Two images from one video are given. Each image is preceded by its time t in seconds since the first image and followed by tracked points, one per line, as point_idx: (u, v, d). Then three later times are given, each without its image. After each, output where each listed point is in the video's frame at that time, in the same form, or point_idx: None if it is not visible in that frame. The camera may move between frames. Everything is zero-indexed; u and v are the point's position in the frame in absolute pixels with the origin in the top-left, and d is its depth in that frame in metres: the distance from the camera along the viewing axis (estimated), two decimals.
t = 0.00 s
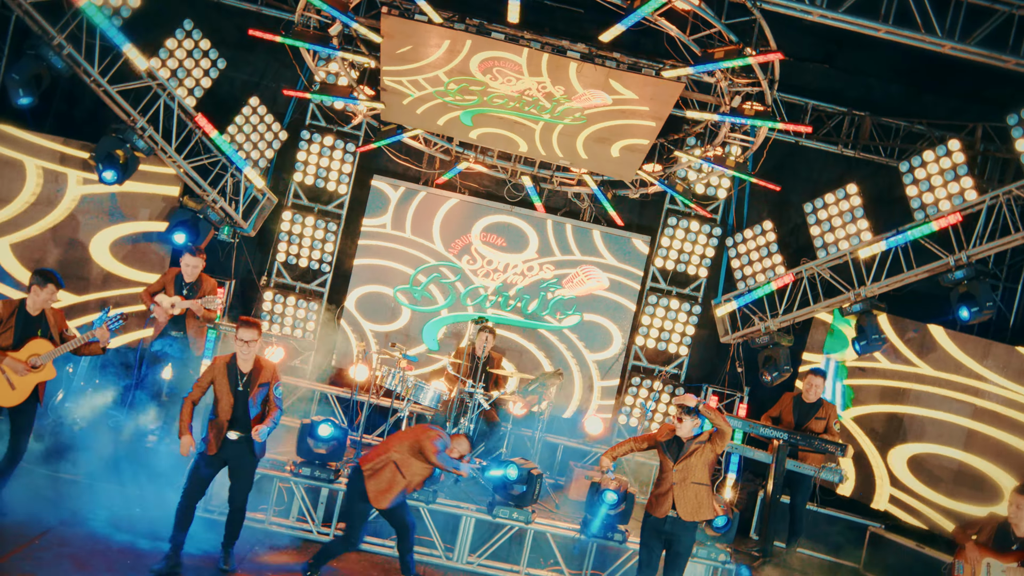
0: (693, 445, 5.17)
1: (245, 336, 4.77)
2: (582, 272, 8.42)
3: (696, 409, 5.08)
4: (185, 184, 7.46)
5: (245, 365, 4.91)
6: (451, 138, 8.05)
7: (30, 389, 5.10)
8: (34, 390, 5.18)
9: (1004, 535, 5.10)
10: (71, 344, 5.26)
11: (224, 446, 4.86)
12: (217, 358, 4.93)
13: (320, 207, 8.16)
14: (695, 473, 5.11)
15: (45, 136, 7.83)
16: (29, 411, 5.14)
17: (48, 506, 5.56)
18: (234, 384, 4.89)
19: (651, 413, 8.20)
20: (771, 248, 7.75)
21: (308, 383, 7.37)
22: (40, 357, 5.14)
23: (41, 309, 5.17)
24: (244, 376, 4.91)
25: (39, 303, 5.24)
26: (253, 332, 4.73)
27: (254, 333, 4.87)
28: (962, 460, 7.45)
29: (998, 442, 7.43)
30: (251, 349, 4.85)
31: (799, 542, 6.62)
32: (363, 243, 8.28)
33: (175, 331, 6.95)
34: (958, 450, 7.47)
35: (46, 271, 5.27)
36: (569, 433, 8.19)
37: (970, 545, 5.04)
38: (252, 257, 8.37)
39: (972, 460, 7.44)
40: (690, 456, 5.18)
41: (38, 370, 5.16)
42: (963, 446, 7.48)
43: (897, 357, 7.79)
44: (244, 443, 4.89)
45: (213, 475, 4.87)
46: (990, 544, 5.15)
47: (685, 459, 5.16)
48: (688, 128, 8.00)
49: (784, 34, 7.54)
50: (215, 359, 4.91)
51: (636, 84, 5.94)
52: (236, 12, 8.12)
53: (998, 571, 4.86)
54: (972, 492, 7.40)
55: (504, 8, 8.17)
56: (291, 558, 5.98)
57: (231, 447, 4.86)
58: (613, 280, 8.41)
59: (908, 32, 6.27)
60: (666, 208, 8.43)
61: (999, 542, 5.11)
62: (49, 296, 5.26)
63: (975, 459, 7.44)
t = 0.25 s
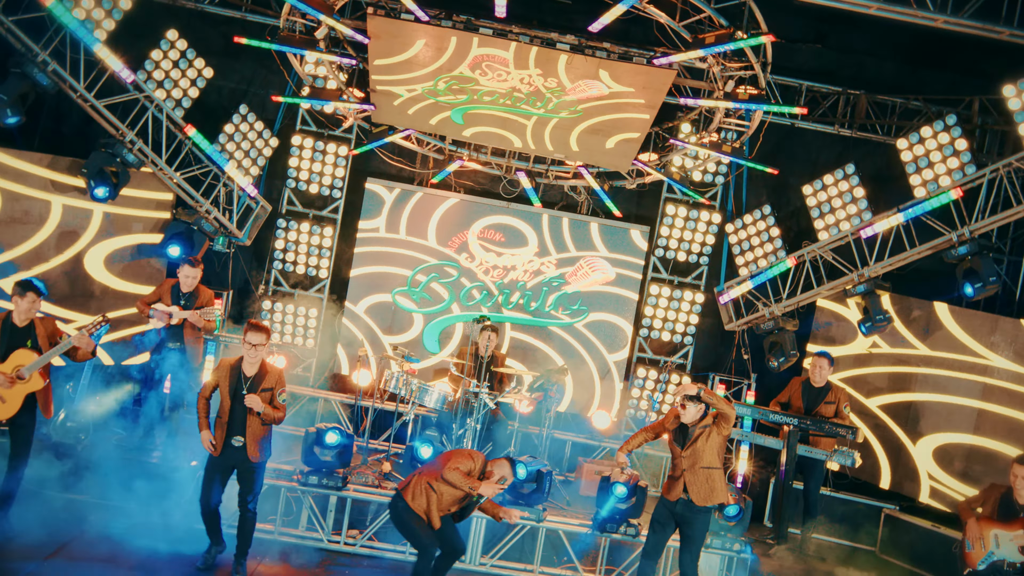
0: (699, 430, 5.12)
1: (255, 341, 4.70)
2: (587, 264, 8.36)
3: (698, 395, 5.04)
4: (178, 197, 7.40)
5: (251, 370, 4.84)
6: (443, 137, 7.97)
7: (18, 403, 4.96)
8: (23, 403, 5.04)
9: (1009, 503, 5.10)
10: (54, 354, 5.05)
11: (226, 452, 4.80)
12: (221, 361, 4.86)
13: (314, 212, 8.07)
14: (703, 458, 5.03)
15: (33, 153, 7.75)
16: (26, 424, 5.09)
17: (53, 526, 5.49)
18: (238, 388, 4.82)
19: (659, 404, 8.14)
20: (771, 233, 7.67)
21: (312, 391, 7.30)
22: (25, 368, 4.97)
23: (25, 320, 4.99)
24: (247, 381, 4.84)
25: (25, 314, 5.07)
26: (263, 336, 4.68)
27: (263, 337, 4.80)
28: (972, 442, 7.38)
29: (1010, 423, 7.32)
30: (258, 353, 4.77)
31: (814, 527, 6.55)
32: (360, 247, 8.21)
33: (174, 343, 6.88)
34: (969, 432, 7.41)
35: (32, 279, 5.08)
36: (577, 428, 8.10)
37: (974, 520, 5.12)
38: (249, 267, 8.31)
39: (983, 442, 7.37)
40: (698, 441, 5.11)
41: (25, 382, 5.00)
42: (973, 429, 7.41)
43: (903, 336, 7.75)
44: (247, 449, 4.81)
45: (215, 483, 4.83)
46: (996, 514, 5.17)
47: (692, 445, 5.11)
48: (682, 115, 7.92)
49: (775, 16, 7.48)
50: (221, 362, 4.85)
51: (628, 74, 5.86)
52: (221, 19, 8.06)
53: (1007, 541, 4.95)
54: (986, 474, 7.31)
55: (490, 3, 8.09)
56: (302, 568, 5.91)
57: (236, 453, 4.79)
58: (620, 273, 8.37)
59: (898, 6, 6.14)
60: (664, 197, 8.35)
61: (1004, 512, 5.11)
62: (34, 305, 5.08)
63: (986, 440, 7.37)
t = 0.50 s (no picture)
0: (687, 445, 5.06)
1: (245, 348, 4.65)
2: (592, 257, 8.30)
3: (680, 413, 5.00)
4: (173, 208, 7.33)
5: (244, 379, 4.77)
6: (436, 136, 7.90)
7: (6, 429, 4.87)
8: (10, 429, 4.94)
9: (1006, 478, 5.29)
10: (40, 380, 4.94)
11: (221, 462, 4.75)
12: (216, 373, 4.79)
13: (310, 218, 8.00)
14: (693, 472, 4.99)
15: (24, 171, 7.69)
16: (20, 443, 5.00)
17: (60, 546, 5.43)
18: (233, 399, 4.75)
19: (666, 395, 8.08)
20: (772, 217, 7.61)
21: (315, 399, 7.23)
22: (12, 395, 4.87)
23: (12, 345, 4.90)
24: (243, 391, 4.77)
25: (11, 341, 4.96)
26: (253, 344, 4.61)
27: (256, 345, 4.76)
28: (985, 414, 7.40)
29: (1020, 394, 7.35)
30: (251, 361, 4.71)
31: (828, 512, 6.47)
32: (357, 250, 8.15)
33: (171, 356, 6.76)
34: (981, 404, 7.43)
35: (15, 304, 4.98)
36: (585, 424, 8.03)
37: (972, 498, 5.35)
38: (247, 276, 8.24)
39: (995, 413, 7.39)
40: (687, 454, 5.05)
41: (12, 409, 4.91)
42: (984, 402, 7.42)
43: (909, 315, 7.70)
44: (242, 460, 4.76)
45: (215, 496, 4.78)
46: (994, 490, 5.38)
47: (682, 458, 5.07)
48: (676, 102, 7.85)
49: None
50: (214, 373, 4.78)
51: (619, 63, 5.79)
52: (207, 28, 8.00)
53: (1006, 517, 5.22)
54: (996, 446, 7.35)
55: None
56: None
57: (229, 463, 4.74)
58: (626, 265, 8.31)
59: None
60: (661, 186, 8.28)
61: (1003, 488, 5.29)
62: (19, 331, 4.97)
63: (998, 412, 7.38)
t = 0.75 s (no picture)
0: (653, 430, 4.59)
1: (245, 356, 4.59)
2: (595, 248, 8.24)
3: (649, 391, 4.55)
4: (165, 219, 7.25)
5: (243, 389, 4.71)
6: (430, 135, 7.83)
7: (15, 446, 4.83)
8: (21, 446, 4.90)
9: (1019, 450, 5.30)
10: (49, 394, 4.92)
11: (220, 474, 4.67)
12: (214, 384, 4.73)
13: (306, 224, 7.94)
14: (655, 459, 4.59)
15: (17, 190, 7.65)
16: (25, 465, 4.92)
17: (69, 566, 5.37)
18: (232, 409, 4.68)
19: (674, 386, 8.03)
20: (772, 201, 7.59)
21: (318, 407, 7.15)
22: (21, 411, 4.84)
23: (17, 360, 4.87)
24: (243, 401, 4.71)
25: (16, 354, 4.94)
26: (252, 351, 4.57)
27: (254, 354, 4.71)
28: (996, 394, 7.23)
29: None
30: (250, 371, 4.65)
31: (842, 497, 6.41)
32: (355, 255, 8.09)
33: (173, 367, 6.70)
34: (992, 385, 7.27)
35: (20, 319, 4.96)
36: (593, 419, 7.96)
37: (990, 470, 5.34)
38: (246, 286, 8.18)
39: (1005, 394, 7.22)
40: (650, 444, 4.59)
41: (22, 424, 4.87)
42: (995, 380, 7.27)
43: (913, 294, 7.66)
44: (244, 471, 4.68)
45: (221, 510, 4.72)
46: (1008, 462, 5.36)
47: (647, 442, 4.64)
48: (670, 90, 7.79)
49: None
50: (213, 384, 4.71)
51: (610, 53, 5.72)
52: (193, 37, 7.94)
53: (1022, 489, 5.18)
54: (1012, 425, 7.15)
55: None
56: None
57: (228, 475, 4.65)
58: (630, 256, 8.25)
59: None
60: (659, 175, 8.21)
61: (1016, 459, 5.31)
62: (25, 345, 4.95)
63: (1009, 392, 7.21)
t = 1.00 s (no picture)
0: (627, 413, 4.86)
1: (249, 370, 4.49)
2: (595, 242, 8.21)
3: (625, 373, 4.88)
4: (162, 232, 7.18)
5: (247, 404, 4.64)
6: (424, 135, 7.76)
7: (31, 472, 4.77)
8: (37, 472, 4.85)
9: None
10: (62, 417, 4.87)
11: (226, 491, 4.58)
12: (216, 400, 4.66)
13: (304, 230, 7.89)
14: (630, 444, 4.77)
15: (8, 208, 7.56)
16: (39, 492, 4.83)
17: None
18: (236, 424, 4.61)
19: (680, 377, 7.98)
20: (772, 186, 7.53)
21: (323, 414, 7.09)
22: (34, 436, 4.79)
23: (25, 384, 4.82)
24: (245, 416, 4.63)
25: (24, 379, 4.89)
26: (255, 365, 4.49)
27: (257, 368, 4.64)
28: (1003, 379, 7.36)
29: None
30: (253, 385, 4.61)
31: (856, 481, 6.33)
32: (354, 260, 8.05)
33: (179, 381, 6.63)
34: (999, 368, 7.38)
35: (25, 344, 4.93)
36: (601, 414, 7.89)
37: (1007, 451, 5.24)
38: (244, 295, 8.11)
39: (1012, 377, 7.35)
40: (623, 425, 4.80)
41: (36, 450, 4.82)
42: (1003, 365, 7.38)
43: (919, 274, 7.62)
44: (245, 489, 4.58)
45: (224, 527, 4.61)
46: None
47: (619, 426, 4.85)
48: (664, 79, 7.72)
49: None
50: (215, 400, 4.64)
51: (603, 44, 5.66)
52: (180, 47, 7.87)
53: None
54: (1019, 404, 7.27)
55: None
56: None
57: (233, 493, 4.56)
58: (631, 248, 8.25)
59: None
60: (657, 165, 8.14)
61: None
62: (33, 368, 4.91)
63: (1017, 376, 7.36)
